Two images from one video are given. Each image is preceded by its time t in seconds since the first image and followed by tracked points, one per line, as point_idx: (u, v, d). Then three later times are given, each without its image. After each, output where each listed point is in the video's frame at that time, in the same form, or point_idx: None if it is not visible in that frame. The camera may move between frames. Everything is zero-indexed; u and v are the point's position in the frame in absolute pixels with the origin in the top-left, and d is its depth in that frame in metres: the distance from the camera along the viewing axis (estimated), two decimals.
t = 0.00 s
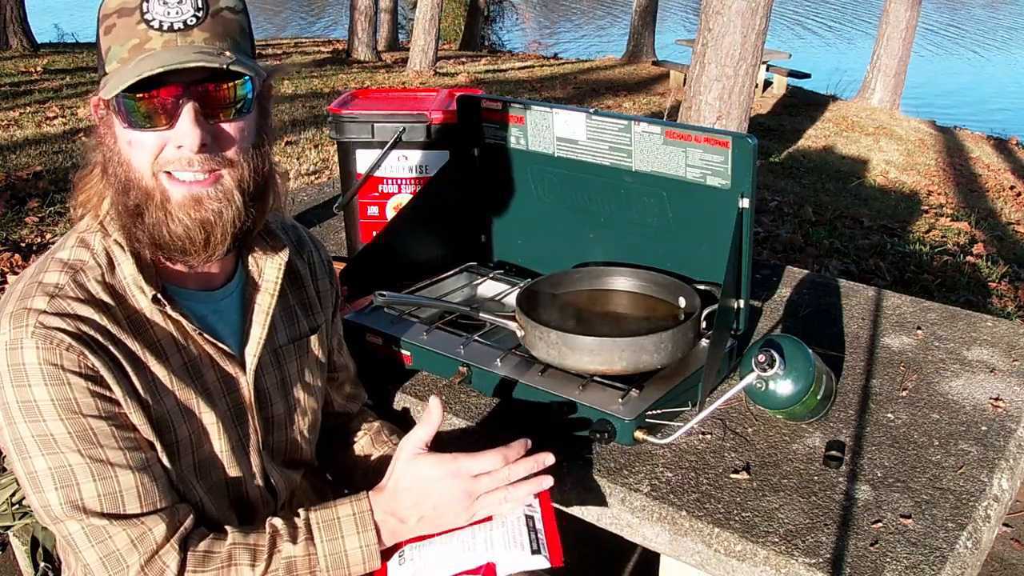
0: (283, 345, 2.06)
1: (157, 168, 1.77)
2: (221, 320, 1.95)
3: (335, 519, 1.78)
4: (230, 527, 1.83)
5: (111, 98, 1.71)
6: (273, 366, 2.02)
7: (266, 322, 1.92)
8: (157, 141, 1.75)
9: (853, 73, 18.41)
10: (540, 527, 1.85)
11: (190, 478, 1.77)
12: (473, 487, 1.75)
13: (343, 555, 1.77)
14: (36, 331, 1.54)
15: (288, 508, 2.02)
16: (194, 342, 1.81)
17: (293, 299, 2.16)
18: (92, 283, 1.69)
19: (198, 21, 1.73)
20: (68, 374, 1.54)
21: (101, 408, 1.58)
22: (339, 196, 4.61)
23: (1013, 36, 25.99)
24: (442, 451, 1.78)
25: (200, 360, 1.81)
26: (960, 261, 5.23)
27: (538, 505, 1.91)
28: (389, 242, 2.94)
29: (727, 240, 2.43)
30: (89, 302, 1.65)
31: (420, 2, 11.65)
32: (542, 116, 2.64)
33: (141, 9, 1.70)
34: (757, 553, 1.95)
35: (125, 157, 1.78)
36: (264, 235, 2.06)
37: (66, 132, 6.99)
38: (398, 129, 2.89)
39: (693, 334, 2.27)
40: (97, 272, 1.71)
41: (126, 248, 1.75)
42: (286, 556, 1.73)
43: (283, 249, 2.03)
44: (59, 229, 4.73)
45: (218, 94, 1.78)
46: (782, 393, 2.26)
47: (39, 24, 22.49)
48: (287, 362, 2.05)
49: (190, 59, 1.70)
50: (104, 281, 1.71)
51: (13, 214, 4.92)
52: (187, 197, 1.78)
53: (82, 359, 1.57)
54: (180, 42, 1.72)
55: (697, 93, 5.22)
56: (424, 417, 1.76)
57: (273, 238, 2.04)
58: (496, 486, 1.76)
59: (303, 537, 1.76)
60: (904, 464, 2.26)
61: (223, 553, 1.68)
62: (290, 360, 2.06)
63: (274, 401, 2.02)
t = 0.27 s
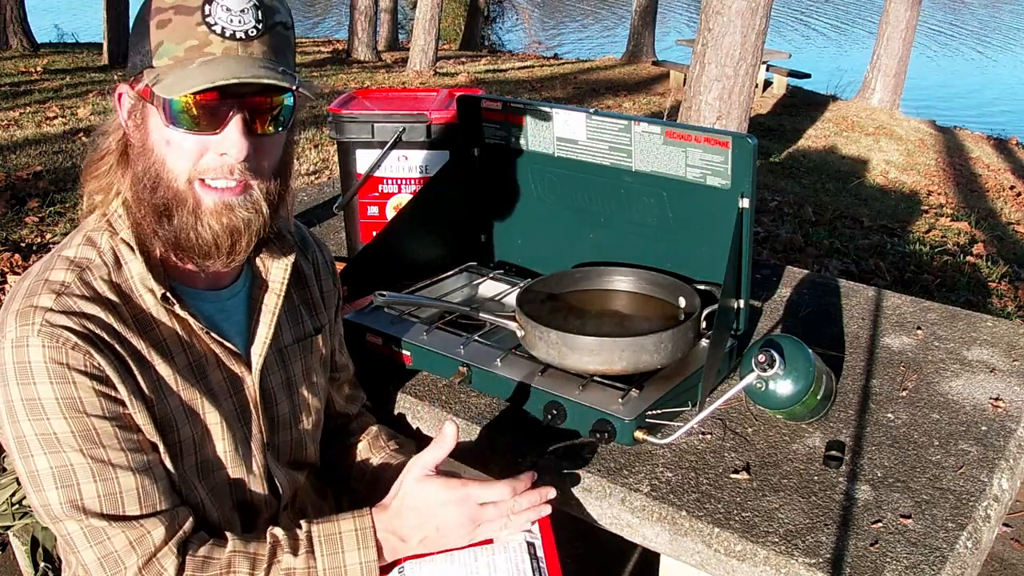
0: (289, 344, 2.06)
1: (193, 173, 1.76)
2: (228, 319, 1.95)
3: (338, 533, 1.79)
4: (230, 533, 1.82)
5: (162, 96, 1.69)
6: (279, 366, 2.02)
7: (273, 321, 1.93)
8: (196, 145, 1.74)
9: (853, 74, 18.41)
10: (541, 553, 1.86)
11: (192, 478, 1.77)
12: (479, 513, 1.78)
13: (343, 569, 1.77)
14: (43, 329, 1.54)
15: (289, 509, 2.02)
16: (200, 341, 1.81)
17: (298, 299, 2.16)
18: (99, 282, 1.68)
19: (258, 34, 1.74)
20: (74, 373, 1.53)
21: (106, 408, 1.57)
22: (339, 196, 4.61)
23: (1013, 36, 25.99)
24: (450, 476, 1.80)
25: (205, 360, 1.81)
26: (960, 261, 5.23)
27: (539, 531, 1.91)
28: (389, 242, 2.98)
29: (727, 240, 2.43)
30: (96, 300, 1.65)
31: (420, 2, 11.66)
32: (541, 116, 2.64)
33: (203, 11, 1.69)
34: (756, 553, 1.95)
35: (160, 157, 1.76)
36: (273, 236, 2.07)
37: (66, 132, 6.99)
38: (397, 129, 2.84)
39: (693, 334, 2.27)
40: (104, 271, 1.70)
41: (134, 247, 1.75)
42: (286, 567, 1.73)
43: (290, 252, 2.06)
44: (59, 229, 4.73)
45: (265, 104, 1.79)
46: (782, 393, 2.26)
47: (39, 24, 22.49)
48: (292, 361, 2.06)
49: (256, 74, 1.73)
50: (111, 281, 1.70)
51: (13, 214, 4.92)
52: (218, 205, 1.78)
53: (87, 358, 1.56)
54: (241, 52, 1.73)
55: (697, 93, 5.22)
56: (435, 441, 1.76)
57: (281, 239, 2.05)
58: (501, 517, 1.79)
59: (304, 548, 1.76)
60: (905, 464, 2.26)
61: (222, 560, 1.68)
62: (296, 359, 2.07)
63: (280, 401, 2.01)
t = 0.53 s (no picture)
0: (293, 344, 2.06)
1: (237, 171, 1.72)
2: (234, 317, 1.95)
3: (339, 542, 1.78)
4: (233, 535, 1.83)
5: (223, 91, 1.64)
6: (283, 365, 2.02)
7: (280, 320, 1.93)
8: (248, 142, 1.70)
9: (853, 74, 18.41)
10: (545, 559, 1.88)
11: (195, 477, 1.77)
12: (481, 526, 1.80)
13: None
14: (50, 324, 1.54)
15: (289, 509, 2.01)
16: (207, 338, 1.81)
17: (302, 299, 2.16)
18: (106, 279, 1.68)
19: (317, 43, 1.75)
20: (80, 369, 1.53)
21: (111, 405, 1.57)
22: (339, 196, 4.61)
23: (1013, 36, 25.99)
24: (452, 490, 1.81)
25: (210, 358, 1.81)
26: (960, 261, 5.23)
27: (542, 534, 1.94)
28: (389, 242, 2.92)
29: (727, 240, 2.43)
30: (103, 297, 1.65)
31: (420, 2, 11.66)
32: (541, 116, 2.64)
33: (270, 14, 1.68)
34: (757, 553, 1.95)
35: (202, 154, 1.70)
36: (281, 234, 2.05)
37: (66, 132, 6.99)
38: (398, 129, 2.83)
39: (693, 334, 2.27)
40: (111, 267, 1.70)
41: (143, 245, 1.74)
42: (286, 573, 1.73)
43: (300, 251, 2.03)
44: (58, 229, 4.73)
45: (312, 109, 1.79)
46: (782, 393, 2.26)
47: (39, 24, 22.50)
48: (297, 360, 2.06)
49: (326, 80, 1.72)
50: (118, 277, 1.70)
51: (13, 214, 4.92)
52: (258, 197, 1.75)
53: (94, 355, 1.56)
54: (304, 56, 1.73)
55: (697, 93, 5.22)
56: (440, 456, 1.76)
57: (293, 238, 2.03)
58: (501, 529, 1.82)
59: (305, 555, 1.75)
60: (905, 464, 2.26)
61: (222, 562, 1.68)
62: (300, 358, 2.07)
63: (284, 400, 2.01)
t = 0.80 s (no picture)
0: (293, 343, 2.06)
1: (277, 190, 1.72)
2: (235, 316, 1.95)
3: (329, 543, 1.78)
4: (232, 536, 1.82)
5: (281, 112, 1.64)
6: (282, 364, 2.02)
7: (281, 319, 1.94)
8: (293, 164, 1.69)
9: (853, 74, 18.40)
10: (539, 554, 1.88)
11: (190, 476, 1.77)
12: (470, 527, 1.79)
13: None
14: (48, 322, 1.54)
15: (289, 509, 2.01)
16: (205, 337, 1.80)
17: (302, 298, 2.16)
18: (105, 277, 1.68)
19: (361, 77, 1.79)
20: (76, 367, 1.53)
21: (107, 403, 1.57)
22: (339, 196, 4.61)
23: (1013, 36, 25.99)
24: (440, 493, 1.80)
25: (209, 357, 1.80)
26: (960, 261, 5.23)
27: (537, 530, 1.94)
28: (389, 241, 2.92)
29: (727, 240, 2.43)
30: (102, 295, 1.65)
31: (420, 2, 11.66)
32: (541, 116, 2.64)
33: (331, 44, 1.72)
34: (756, 553, 1.95)
35: (246, 168, 1.68)
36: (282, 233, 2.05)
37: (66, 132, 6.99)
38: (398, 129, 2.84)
39: (693, 334, 2.28)
40: (111, 266, 1.69)
41: (144, 245, 1.73)
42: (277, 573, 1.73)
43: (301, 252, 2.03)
44: (58, 229, 4.73)
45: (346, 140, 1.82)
46: (782, 393, 2.26)
47: (39, 24, 22.50)
48: (296, 359, 2.06)
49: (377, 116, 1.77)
50: (118, 276, 1.69)
51: (13, 214, 4.92)
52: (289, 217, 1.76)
53: (91, 353, 1.56)
54: (353, 90, 1.76)
55: (697, 93, 5.22)
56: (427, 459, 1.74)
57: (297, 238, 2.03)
58: (491, 528, 1.81)
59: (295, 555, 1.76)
60: (904, 464, 2.26)
61: (214, 561, 1.68)
62: (299, 357, 2.07)
63: (284, 399, 2.02)
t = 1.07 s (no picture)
0: (288, 340, 2.06)
1: (305, 212, 1.73)
2: (230, 313, 1.94)
3: (330, 552, 1.77)
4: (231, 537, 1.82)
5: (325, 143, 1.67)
6: (278, 361, 2.02)
7: (275, 316, 1.92)
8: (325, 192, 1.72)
9: (852, 74, 18.40)
10: (540, 551, 1.88)
11: (187, 472, 1.77)
12: (470, 537, 1.80)
13: None
14: (43, 317, 1.54)
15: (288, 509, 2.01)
16: (201, 333, 1.80)
17: (298, 296, 2.15)
18: (100, 274, 1.68)
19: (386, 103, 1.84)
20: (72, 360, 1.53)
21: (102, 396, 1.57)
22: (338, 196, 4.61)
23: (1012, 36, 25.99)
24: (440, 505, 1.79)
25: (204, 353, 1.81)
26: (960, 261, 5.23)
27: (538, 529, 1.94)
28: (389, 242, 2.88)
29: (727, 240, 2.43)
30: (97, 291, 1.65)
31: (420, 2, 11.67)
32: (541, 116, 2.63)
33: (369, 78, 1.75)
34: (757, 553, 1.95)
35: (279, 192, 1.68)
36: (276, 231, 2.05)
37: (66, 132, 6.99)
38: (399, 129, 2.88)
39: (693, 334, 2.27)
40: (106, 262, 1.70)
41: (139, 241, 1.73)
42: None
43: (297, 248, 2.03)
44: (58, 229, 4.73)
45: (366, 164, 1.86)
46: (782, 393, 2.26)
47: (39, 24, 22.50)
48: (292, 357, 2.06)
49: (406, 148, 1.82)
50: (113, 272, 1.70)
51: (13, 214, 4.92)
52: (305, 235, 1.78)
53: (86, 347, 1.56)
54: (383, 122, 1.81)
55: (697, 93, 5.22)
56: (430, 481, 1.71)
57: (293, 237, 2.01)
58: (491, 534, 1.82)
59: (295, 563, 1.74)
60: (904, 464, 2.26)
61: (210, 563, 1.67)
62: (295, 355, 2.07)
63: (280, 395, 2.01)
